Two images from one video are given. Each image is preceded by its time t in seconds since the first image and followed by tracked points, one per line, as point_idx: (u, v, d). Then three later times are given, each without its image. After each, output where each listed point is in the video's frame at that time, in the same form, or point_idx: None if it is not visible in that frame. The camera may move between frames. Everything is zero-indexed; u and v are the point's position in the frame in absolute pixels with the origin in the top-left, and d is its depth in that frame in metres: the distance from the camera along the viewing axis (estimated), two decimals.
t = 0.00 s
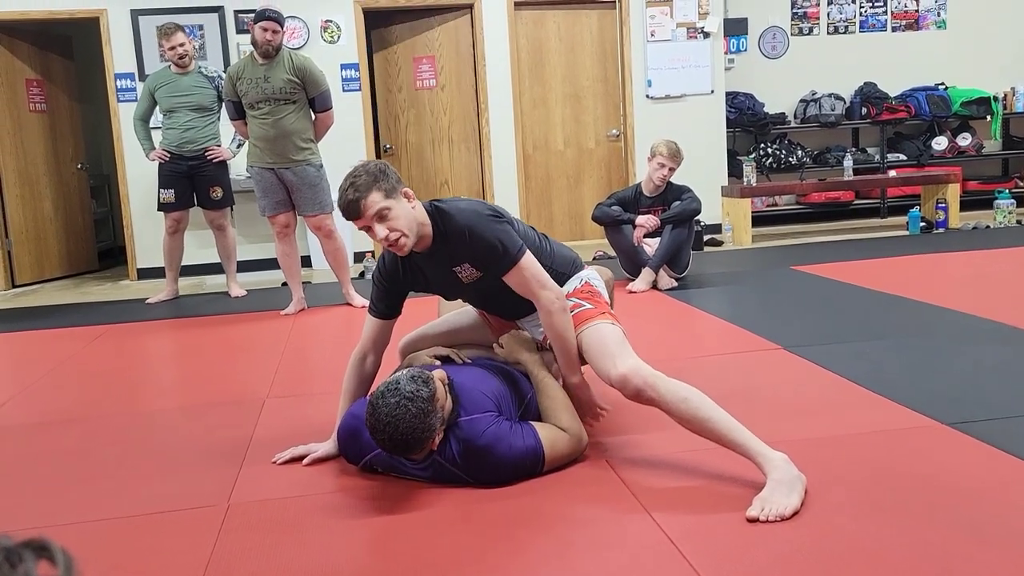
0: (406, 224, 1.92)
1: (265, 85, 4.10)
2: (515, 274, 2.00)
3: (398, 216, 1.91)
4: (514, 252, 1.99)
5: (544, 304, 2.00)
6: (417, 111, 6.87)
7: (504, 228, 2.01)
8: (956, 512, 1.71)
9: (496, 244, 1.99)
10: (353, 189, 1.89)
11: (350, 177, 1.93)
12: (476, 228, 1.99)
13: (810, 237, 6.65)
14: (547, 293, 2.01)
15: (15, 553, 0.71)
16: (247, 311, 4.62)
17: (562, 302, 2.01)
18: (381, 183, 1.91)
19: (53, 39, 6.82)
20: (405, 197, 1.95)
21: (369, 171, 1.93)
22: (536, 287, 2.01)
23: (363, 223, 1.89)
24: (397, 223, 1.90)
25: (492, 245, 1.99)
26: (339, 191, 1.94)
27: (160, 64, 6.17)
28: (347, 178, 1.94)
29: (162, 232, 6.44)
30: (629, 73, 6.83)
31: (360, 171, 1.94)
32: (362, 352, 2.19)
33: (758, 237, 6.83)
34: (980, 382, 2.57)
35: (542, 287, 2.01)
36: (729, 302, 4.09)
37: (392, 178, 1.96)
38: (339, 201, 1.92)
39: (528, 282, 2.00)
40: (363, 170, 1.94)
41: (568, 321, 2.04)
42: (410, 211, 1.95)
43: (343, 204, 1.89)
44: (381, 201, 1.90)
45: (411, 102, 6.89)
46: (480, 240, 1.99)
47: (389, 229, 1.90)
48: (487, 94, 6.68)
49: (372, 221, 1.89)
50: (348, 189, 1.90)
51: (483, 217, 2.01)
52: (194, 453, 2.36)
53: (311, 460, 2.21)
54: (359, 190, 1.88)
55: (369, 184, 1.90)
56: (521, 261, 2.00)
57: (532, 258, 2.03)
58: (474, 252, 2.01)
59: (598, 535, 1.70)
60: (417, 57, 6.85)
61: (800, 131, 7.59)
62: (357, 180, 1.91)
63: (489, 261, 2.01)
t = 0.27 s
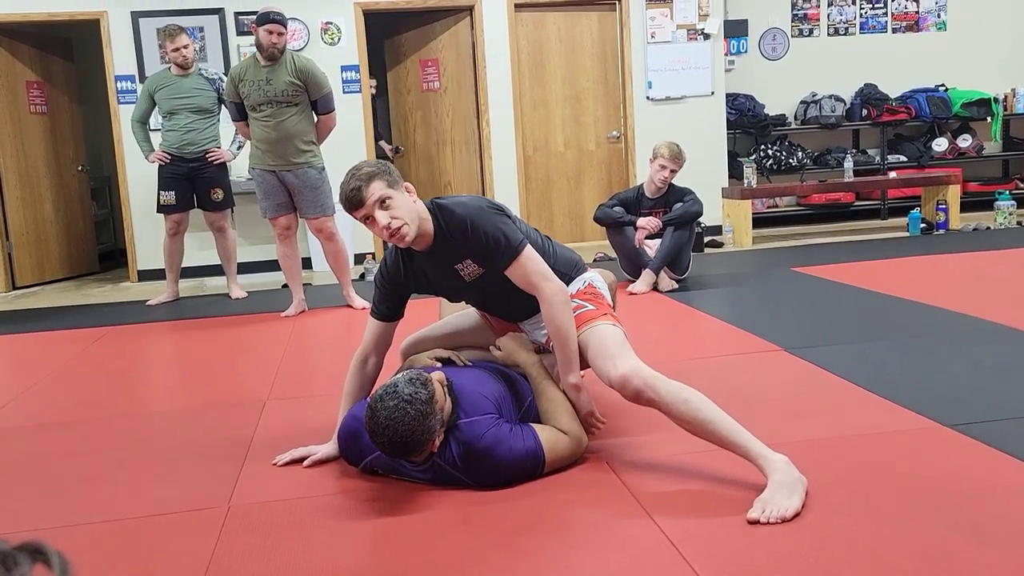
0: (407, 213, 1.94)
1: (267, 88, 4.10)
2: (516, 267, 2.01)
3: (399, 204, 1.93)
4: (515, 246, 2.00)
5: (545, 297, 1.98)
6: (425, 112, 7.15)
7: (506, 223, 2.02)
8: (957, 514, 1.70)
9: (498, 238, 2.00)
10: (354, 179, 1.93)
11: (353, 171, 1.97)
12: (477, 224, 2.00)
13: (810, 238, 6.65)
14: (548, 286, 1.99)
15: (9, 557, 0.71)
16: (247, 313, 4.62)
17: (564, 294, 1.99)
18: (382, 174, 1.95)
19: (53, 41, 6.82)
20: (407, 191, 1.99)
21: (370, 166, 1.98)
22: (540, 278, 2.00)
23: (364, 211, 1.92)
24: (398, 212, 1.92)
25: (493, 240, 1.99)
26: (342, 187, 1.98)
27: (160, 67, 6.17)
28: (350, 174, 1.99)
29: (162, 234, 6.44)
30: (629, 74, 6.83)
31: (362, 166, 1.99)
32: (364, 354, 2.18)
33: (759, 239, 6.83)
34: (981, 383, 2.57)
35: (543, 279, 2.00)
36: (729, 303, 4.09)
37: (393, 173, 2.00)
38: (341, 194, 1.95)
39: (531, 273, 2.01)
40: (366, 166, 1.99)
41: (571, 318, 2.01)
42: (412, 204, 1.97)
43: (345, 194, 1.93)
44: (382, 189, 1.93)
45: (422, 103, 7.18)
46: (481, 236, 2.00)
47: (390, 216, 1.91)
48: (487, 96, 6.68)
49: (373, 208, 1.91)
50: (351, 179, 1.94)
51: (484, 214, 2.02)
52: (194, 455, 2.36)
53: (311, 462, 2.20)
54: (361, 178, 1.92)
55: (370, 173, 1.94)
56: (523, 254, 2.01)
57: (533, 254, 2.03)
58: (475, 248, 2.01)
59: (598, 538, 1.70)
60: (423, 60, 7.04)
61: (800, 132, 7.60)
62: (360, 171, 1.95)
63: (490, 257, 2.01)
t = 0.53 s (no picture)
0: (408, 215, 1.93)
1: (273, 90, 4.10)
2: (518, 269, 2.01)
3: (401, 205, 1.93)
4: (517, 248, 2.00)
5: (547, 299, 1.98)
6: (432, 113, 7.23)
7: (507, 225, 2.02)
8: (959, 515, 1.70)
9: (499, 239, 2.00)
10: (356, 180, 1.93)
11: (355, 172, 1.97)
12: (478, 225, 2.00)
13: (810, 239, 6.65)
14: (550, 288, 1.99)
15: (11, 556, 0.71)
16: (248, 314, 4.62)
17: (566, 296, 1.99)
18: (384, 175, 1.96)
19: (53, 43, 6.82)
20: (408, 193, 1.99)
21: (372, 167, 1.98)
22: (541, 280, 2.00)
23: (365, 212, 1.91)
24: (400, 213, 1.92)
25: (495, 242, 2.00)
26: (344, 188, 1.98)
27: (161, 68, 6.17)
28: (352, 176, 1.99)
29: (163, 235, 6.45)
30: (629, 75, 6.84)
31: (364, 168, 1.99)
32: (365, 355, 2.18)
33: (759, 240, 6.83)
34: (982, 383, 2.57)
35: (545, 281, 2.00)
36: (729, 304, 4.09)
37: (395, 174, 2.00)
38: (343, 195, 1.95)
39: (533, 275, 2.01)
40: (367, 167, 1.99)
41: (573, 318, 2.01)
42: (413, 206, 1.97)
43: (347, 195, 1.93)
44: (384, 190, 1.93)
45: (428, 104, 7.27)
46: (482, 237, 2.00)
47: (391, 217, 1.91)
48: (488, 97, 6.68)
49: (375, 208, 1.91)
50: (353, 180, 1.94)
51: (485, 215, 2.02)
52: (195, 457, 2.36)
53: (312, 464, 2.20)
54: (363, 180, 1.93)
55: (373, 174, 1.94)
56: (524, 256, 2.01)
57: (535, 256, 2.03)
58: (477, 250, 2.01)
59: (598, 538, 1.70)
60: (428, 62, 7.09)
61: (801, 133, 7.60)
62: (362, 173, 1.95)
63: (492, 259, 2.01)
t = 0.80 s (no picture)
0: (410, 220, 1.93)
1: (295, 90, 4.08)
2: (517, 276, 1.98)
3: (402, 211, 1.93)
4: (516, 253, 1.97)
5: (547, 304, 1.94)
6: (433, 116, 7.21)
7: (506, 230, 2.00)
8: (960, 515, 1.70)
9: (497, 244, 1.98)
10: (358, 186, 1.93)
11: (357, 177, 1.97)
12: (480, 229, 1.99)
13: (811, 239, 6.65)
14: (549, 295, 1.95)
15: (15, 557, 0.71)
16: (249, 315, 4.62)
17: (568, 304, 1.94)
18: (385, 181, 1.96)
19: (54, 44, 6.83)
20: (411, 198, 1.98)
21: (374, 172, 1.98)
22: (541, 286, 1.96)
23: (367, 219, 1.92)
24: (401, 220, 1.92)
25: (495, 246, 1.98)
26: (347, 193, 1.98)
27: (162, 70, 6.17)
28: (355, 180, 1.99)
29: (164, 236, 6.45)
30: (630, 75, 6.84)
31: (367, 172, 1.99)
32: (366, 357, 2.18)
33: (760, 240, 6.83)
34: (982, 384, 2.57)
35: (544, 288, 1.96)
36: (730, 305, 4.09)
37: (397, 179, 2.00)
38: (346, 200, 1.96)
39: (534, 281, 1.97)
40: (370, 171, 1.99)
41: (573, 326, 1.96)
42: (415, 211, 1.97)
43: (349, 201, 1.93)
44: (385, 197, 1.93)
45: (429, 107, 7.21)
46: (483, 241, 1.98)
47: (392, 224, 1.91)
48: (488, 97, 6.69)
49: (376, 215, 1.91)
50: (355, 186, 1.94)
51: (487, 219, 2.01)
52: (196, 458, 2.35)
53: (313, 465, 2.20)
54: (364, 187, 1.93)
55: (374, 180, 1.94)
56: (524, 261, 1.98)
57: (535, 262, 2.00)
58: (478, 254, 2.00)
59: (599, 539, 1.70)
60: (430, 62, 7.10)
61: (801, 134, 7.60)
62: (364, 179, 1.96)
63: (492, 263, 2.00)
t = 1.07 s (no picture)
0: (403, 251, 1.91)
1: (335, 96, 3.94)
2: (499, 307, 1.90)
3: (396, 244, 1.90)
4: (503, 284, 1.91)
5: (519, 342, 1.84)
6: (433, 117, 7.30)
7: (500, 259, 1.95)
8: (961, 514, 1.70)
9: (488, 273, 1.93)
10: (353, 214, 1.87)
11: (354, 195, 1.90)
12: (477, 252, 1.96)
13: (812, 239, 6.65)
14: (524, 332, 1.85)
15: (15, 557, 0.71)
16: (250, 316, 4.63)
17: (543, 342, 1.84)
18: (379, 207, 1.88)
19: (54, 45, 6.83)
20: (407, 219, 1.92)
21: (371, 191, 1.90)
22: (515, 320, 1.87)
23: (360, 248, 1.89)
24: (395, 250, 1.90)
25: (486, 273, 1.93)
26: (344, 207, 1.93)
27: (162, 71, 6.18)
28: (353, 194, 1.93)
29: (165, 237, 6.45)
30: (630, 75, 6.83)
31: (365, 189, 1.91)
32: (367, 358, 2.18)
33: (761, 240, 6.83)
34: (983, 383, 2.57)
35: (520, 322, 1.87)
36: (730, 305, 4.09)
37: (394, 198, 1.92)
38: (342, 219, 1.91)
39: (514, 314, 1.88)
40: (368, 188, 1.91)
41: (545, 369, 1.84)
42: (410, 235, 1.93)
43: (344, 225, 1.89)
44: (380, 227, 1.87)
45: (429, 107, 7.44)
46: (476, 266, 1.95)
47: (385, 255, 1.90)
48: (488, 98, 6.68)
49: (370, 246, 1.88)
50: (349, 211, 1.88)
51: (483, 243, 1.97)
52: (196, 458, 2.35)
53: (314, 465, 2.21)
54: (358, 217, 1.86)
55: (369, 208, 1.87)
56: (510, 294, 1.91)
57: (520, 296, 1.92)
58: (472, 276, 1.97)
59: (600, 539, 1.70)
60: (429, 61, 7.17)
61: (802, 133, 7.60)
62: (360, 203, 1.88)
63: (482, 288, 1.96)
